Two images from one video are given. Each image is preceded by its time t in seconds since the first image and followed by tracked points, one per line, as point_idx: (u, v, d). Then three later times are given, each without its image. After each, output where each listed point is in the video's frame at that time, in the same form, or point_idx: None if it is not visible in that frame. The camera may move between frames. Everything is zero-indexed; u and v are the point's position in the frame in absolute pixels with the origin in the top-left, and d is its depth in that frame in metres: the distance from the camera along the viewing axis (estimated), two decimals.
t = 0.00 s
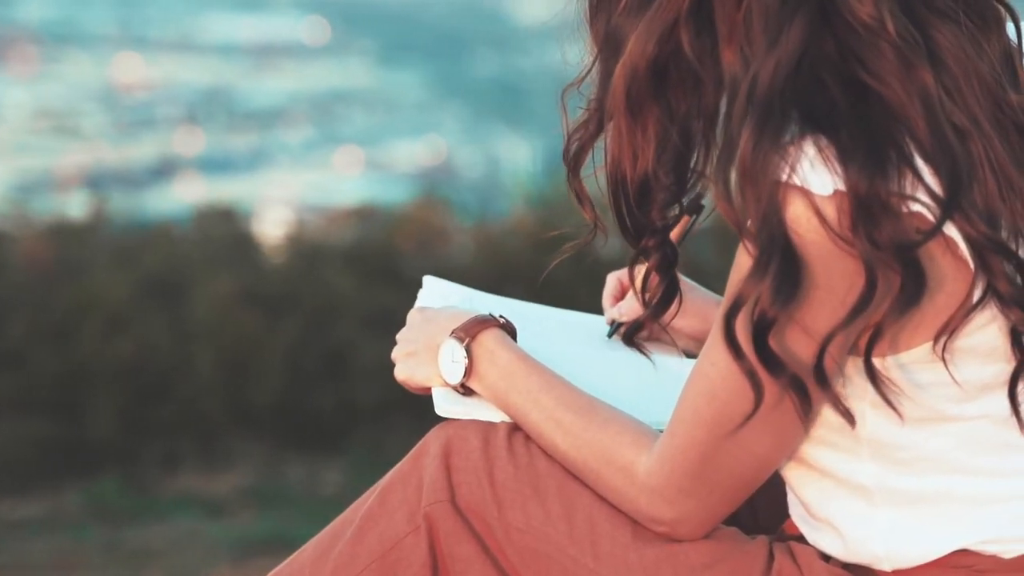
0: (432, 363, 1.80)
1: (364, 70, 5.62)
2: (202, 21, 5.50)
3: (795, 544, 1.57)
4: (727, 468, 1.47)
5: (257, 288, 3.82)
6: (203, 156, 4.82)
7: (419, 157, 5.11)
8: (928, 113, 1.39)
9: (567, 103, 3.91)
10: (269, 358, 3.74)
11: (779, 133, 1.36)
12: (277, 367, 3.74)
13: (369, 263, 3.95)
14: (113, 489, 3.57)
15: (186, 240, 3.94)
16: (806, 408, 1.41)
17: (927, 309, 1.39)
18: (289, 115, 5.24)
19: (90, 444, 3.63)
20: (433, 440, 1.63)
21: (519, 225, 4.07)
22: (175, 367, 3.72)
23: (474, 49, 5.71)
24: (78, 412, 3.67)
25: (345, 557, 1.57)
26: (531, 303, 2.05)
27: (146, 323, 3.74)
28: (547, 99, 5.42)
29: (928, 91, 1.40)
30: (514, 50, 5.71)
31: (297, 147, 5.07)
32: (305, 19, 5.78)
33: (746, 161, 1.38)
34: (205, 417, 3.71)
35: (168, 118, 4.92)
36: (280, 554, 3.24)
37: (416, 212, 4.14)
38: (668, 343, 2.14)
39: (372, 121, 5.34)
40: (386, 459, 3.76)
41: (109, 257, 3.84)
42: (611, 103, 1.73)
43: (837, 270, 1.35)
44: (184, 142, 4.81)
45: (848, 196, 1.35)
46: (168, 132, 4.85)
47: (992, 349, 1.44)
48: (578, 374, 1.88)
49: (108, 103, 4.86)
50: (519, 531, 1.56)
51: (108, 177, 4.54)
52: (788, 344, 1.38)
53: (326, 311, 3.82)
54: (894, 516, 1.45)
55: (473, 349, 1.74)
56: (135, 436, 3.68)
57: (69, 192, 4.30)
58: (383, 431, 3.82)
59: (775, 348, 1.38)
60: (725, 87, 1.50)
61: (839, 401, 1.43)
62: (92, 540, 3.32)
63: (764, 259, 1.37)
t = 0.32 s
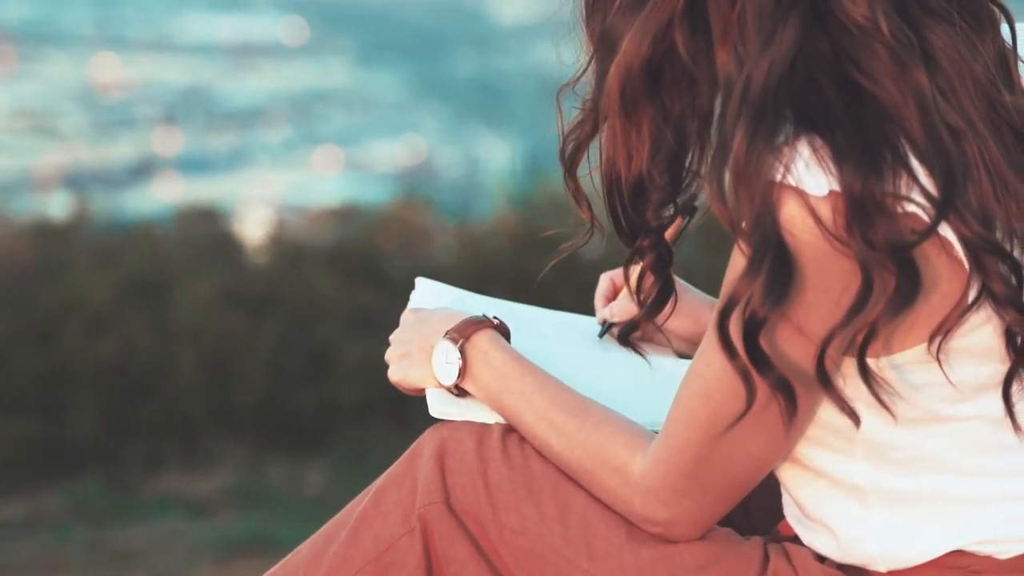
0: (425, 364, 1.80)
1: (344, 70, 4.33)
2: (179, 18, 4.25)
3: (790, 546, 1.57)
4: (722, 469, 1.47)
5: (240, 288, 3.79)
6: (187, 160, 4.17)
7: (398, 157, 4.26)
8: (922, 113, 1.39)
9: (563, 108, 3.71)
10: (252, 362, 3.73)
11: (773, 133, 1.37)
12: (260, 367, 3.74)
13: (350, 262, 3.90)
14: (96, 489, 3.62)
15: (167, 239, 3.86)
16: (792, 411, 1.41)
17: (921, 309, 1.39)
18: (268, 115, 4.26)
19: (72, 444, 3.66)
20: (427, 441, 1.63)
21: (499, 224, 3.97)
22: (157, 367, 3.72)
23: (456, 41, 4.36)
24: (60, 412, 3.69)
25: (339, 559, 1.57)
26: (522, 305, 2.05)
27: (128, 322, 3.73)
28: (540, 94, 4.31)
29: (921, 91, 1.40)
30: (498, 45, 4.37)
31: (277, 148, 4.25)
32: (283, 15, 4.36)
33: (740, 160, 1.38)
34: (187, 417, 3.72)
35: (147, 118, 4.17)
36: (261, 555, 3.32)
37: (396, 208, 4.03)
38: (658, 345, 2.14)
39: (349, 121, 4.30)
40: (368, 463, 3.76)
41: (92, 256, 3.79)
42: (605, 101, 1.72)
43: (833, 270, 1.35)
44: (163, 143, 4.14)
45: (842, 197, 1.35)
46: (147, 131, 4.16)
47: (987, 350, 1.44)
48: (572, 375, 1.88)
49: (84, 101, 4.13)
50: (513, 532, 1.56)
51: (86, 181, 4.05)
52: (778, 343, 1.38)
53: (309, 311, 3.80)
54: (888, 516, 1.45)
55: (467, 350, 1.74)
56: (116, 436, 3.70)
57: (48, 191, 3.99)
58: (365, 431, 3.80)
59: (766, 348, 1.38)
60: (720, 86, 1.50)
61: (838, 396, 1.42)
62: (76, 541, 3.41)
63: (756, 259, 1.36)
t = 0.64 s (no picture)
0: (418, 365, 1.79)
1: (323, 70, 4.33)
2: (159, 18, 4.20)
3: (782, 545, 1.57)
4: (716, 470, 1.47)
5: (222, 290, 3.79)
6: (164, 158, 4.13)
7: (376, 157, 4.28)
8: (916, 113, 1.39)
9: (557, 105, 3.73)
10: (234, 364, 3.75)
11: (766, 133, 1.36)
12: (242, 368, 3.76)
13: (333, 262, 3.91)
14: (77, 489, 3.63)
15: (150, 239, 3.84)
16: (783, 412, 1.41)
17: (915, 308, 1.38)
18: (245, 115, 4.23)
19: (54, 445, 3.66)
20: (420, 441, 1.63)
21: (482, 225, 4.01)
22: (140, 367, 3.72)
23: (432, 41, 4.42)
24: (41, 412, 3.67)
25: (331, 559, 1.57)
26: (514, 306, 2.05)
27: (110, 323, 3.72)
28: (517, 93, 4.39)
29: (915, 90, 1.40)
30: (476, 45, 4.43)
31: (254, 147, 4.22)
32: (260, 15, 4.34)
33: (733, 158, 1.38)
34: (170, 417, 3.73)
35: (125, 118, 4.11)
36: (244, 555, 3.30)
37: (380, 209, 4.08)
38: (651, 345, 2.14)
39: (328, 121, 4.30)
40: (353, 463, 3.82)
41: (73, 257, 3.77)
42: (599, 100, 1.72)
43: (828, 270, 1.35)
44: (141, 142, 4.10)
45: (837, 196, 1.35)
46: (126, 132, 4.10)
47: (981, 349, 1.44)
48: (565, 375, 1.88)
49: (63, 100, 4.05)
50: (506, 533, 1.56)
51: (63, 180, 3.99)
52: (770, 341, 1.38)
53: (290, 313, 3.83)
54: (882, 516, 1.45)
55: (459, 350, 1.73)
56: (98, 436, 3.70)
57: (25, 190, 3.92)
58: (351, 431, 3.86)
59: (757, 346, 1.38)
60: (714, 86, 1.50)
61: (831, 396, 1.42)
62: (58, 543, 3.39)
63: (749, 257, 1.37)
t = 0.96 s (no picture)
0: (409, 364, 1.79)
1: (301, 69, 4.29)
2: (138, 18, 4.18)
3: (773, 544, 1.57)
4: (707, 470, 1.47)
5: (202, 289, 3.78)
6: (142, 157, 4.10)
7: (354, 157, 4.25)
8: (908, 112, 1.39)
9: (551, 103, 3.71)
10: (213, 364, 3.74)
11: (758, 132, 1.37)
12: (223, 367, 3.75)
13: (313, 261, 3.90)
14: (57, 490, 3.65)
15: (128, 240, 3.81)
16: (775, 411, 1.41)
17: (906, 308, 1.38)
18: (223, 115, 4.20)
19: (32, 446, 3.65)
20: (411, 441, 1.63)
21: (464, 225, 4.02)
22: (120, 367, 3.70)
23: (411, 40, 4.37)
24: (19, 413, 3.66)
25: (322, 560, 1.56)
26: (504, 305, 2.05)
27: (88, 323, 3.70)
28: (497, 93, 4.38)
29: (907, 90, 1.40)
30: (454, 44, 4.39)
31: (232, 148, 4.19)
32: (237, 14, 4.29)
33: (724, 157, 1.38)
34: (151, 417, 3.72)
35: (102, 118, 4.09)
36: (223, 555, 3.33)
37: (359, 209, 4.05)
38: (642, 343, 2.14)
39: (306, 121, 4.27)
40: (335, 463, 3.85)
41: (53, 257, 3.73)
42: (592, 99, 1.72)
43: (820, 270, 1.35)
44: (120, 142, 4.08)
45: (828, 196, 1.35)
46: (102, 133, 4.08)
47: (972, 349, 1.44)
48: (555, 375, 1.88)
49: (38, 100, 4.04)
50: (497, 532, 1.56)
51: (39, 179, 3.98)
52: (761, 341, 1.38)
53: (272, 312, 3.82)
54: (873, 516, 1.45)
55: (450, 350, 1.73)
56: (78, 437, 3.68)
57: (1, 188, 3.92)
58: (331, 431, 3.87)
59: (749, 345, 1.38)
60: (707, 85, 1.50)
61: (823, 395, 1.41)
62: (39, 543, 3.41)
63: (741, 257, 1.37)
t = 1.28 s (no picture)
0: (398, 364, 1.79)
1: (277, 71, 4.37)
2: (111, 18, 4.20)
3: (762, 543, 1.58)
4: (697, 468, 1.47)
5: (183, 287, 3.78)
6: (116, 157, 4.11)
7: (330, 156, 4.32)
8: (897, 111, 1.39)
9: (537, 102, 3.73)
10: (194, 363, 3.73)
11: (748, 131, 1.36)
12: (202, 368, 3.74)
13: (293, 261, 3.89)
14: (36, 495, 3.63)
15: (107, 240, 3.76)
16: (765, 408, 1.42)
17: (895, 306, 1.39)
18: (197, 116, 4.22)
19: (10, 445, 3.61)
20: (401, 440, 1.62)
21: (443, 223, 3.99)
22: (99, 369, 3.67)
23: (384, 41, 4.52)
24: None
25: (311, 559, 1.56)
26: (492, 305, 2.05)
27: (67, 324, 3.66)
28: (472, 96, 4.54)
29: (896, 89, 1.40)
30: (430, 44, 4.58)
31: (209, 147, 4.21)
32: (211, 16, 4.32)
33: (713, 155, 1.38)
34: (132, 419, 3.70)
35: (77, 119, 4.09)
36: (205, 556, 3.35)
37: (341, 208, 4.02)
38: (628, 344, 2.15)
39: (281, 121, 4.33)
40: (314, 462, 3.88)
41: (28, 258, 3.66)
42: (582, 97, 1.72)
43: (810, 267, 1.35)
44: (95, 143, 4.08)
45: (818, 194, 1.35)
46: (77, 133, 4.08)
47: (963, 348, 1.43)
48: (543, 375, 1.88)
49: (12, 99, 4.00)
50: (487, 531, 1.56)
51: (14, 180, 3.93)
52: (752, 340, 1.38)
53: (251, 311, 3.82)
54: (863, 514, 1.45)
55: (439, 349, 1.73)
56: (56, 438, 3.65)
57: None
58: (310, 429, 3.88)
59: (740, 343, 1.38)
60: (697, 84, 1.50)
61: (811, 394, 1.42)
62: (19, 544, 3.43)
63: (730, 255, 1.36)
